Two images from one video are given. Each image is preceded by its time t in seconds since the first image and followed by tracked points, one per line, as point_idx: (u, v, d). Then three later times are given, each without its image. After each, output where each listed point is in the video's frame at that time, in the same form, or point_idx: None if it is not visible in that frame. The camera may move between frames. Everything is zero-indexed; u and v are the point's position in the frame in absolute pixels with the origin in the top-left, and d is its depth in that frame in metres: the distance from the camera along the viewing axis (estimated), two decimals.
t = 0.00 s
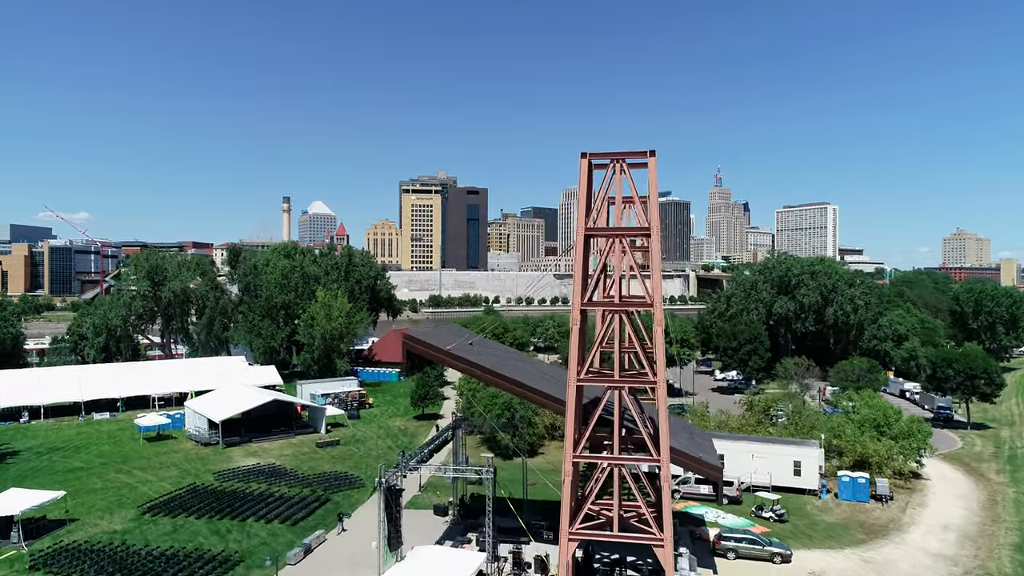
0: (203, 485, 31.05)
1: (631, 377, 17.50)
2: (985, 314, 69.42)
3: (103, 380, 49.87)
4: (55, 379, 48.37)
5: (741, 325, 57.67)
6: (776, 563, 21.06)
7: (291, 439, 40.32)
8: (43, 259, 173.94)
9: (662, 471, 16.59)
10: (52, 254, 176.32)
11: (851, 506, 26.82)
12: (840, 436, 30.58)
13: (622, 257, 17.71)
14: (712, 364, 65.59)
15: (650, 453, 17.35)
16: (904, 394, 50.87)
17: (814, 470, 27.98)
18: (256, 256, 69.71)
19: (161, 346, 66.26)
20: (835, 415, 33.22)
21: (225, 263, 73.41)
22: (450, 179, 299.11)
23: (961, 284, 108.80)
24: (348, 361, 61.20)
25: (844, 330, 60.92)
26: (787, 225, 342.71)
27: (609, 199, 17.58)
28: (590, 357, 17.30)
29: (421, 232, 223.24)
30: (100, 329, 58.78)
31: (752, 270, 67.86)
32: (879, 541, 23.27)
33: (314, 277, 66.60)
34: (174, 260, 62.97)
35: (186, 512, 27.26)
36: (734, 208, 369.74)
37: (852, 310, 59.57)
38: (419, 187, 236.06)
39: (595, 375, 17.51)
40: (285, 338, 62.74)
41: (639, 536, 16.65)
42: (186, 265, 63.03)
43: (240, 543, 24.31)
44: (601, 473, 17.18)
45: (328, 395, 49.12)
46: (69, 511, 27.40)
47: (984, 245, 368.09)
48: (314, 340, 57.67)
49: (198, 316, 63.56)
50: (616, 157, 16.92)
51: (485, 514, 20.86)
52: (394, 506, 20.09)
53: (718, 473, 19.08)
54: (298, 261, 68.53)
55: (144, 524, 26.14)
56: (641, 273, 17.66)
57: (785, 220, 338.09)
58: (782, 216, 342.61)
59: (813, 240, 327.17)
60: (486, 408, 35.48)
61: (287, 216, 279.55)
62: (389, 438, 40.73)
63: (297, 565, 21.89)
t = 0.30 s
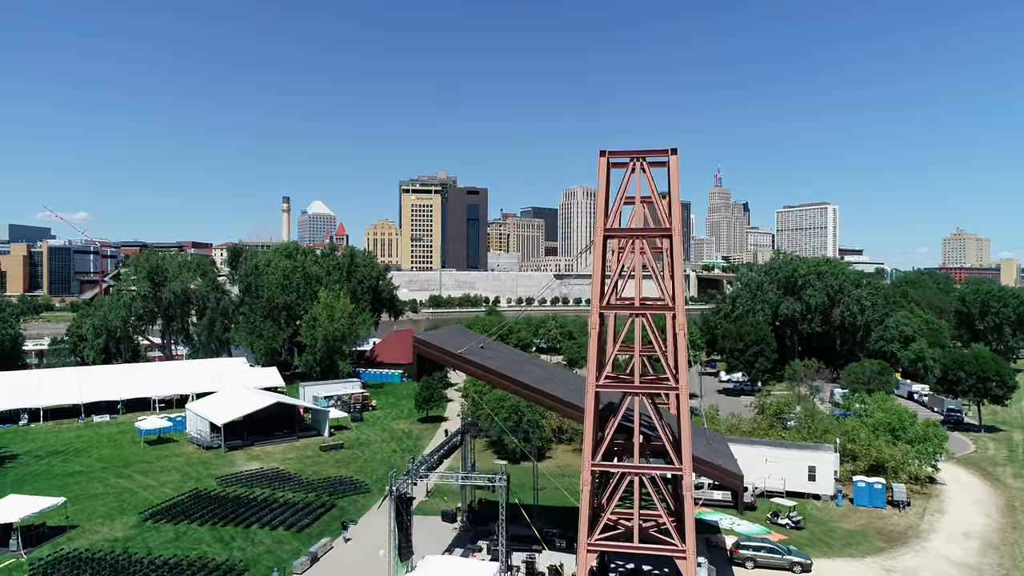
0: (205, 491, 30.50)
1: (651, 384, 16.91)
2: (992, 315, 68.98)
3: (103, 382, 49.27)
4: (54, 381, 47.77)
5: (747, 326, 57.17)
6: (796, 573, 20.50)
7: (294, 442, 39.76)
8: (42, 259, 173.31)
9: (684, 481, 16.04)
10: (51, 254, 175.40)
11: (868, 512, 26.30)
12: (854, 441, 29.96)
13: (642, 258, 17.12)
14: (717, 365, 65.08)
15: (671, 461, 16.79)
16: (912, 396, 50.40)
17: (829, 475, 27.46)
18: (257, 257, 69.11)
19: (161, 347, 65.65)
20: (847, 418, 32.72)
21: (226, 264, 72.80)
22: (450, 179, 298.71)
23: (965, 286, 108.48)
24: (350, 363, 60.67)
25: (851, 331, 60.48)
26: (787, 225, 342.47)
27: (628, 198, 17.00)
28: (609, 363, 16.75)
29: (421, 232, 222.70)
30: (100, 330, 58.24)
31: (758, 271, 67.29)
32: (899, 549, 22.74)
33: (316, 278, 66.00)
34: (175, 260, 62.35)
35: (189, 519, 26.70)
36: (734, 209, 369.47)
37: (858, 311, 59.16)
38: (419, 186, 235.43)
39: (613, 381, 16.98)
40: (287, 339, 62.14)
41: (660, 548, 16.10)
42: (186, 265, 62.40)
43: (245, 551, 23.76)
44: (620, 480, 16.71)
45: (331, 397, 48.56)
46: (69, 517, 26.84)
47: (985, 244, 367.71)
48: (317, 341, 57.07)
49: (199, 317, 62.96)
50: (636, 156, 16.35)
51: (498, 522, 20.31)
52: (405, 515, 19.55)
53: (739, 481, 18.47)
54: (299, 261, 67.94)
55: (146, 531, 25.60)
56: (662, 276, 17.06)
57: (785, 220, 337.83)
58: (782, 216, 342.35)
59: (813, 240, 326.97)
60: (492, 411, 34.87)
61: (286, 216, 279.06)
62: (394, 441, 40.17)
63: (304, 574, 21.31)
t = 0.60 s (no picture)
0: (208, 496, 29.93)
1: (673, 389, 16.26)
2: (999, 316, 68.51)
3: (103, 385, 48.65)
4: (54, 384, 47.19)
5: (753, 327, 56.68)
6: None
7: (297, 446, 39.19)
8: (40, 259, 172.69)
9: (709, 490, 15.46)
10: (49, 254, 174.63)
11: (885, 518, 25.79)
12: (869, 445, 29.37)
13: (662, 260, 16.51)
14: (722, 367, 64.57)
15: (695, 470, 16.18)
16: (920, 398, 49.91)
17: (845, 480, 26.92)
18: (258, 258, 68.53)
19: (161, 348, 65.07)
20: (859, 422, 32.18)
21: (227, 265, 72.25)
22: (450, 179, 298.12)
23: (969, 287, 108.12)
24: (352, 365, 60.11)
25: (858, 332, 59.98)
26: (788, 225, 342.17)
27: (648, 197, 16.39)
28: (629, 368, 16.14)
29: (421, 232, 222.04)
30: (99, 331, 57.64)
31: (762, 271, 66.74)
32: (920, 557, 22.21)
33: (317, 278, 65.37)
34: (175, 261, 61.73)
35: (191, 525, 26.13)
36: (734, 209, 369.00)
37: (865, 312, 58.76)
38: (419, 186, 234.77)
39: (634, 387, 16.37)
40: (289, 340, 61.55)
41: (683, 560, 15.54)
42: (187, 265, 61.78)
43: (249, 559, 23.18)
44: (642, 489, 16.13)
45: (333, 399, 48.00)
46: (69, 524, 26.24)
47: (985, 244, 367.48)
48: (319, 342, 56.46)
49: (199, 318, 62.36)
50: (656, 154, 15.76)
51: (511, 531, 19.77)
52: (416, 524, 19.04)
53: (761, 490, 17.85)
54: (301, 262, 67.32)
55: (148, 538, 25.02)
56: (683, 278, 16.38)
57: (785, 219, 337.67)
58: (783, 216, 342.05)
59: (813, 240, 326.71)
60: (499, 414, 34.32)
61: (286, 216, 278.61)
62: (398, 445, 39.60)
63: None
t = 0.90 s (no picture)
0: (210, 502, 29.36)
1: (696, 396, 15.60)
2: (1006, 317, 68.03)
3: (103, 387, 48.04)
4: (53, 386, 46.58)
5: (759, 328, 56.17)
6: None
7: (301, 449, 38.62)
8: (39, 259, 172.13)
9: (734, 501, 14.84)
10: (48, 254, 174.00)
11: (902, 525, 25.28)
12: (885, 450, 28.81)
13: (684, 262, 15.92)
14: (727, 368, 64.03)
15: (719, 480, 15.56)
16: (928, 401, 49.40)
17: (861, 486, 26.41)
18: (259, 258, 67.94)
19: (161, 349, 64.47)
20: (873, 426, 31.67)
21: (228, 265, 71.68)
22: (450, 178, 297.83)
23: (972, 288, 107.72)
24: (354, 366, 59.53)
25: (864, 333, 59.47)
26: (788, 225, 341.83)
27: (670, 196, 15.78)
28: (650, 374, 15.50)
29: (421, 232, 221.45)
30: (99, 332, 57.02)
31: (768, 272, 66.24)
32: (942, 565, 21.69)
33: (318, 279, 64.80)
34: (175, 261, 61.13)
35: (194, 533, 25.55)
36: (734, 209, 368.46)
37: (872, 313, 58.28)
38: (419, 186, 234.07)
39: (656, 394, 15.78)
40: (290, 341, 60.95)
41: (708, 573, 14.96)
42: (187, 265, 61.18)
43: (254, 567, 22.61)
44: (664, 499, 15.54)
45: (336, 401, 47.41)
46: (69, 531, 25.67)
47: (986, 243, 367.21)
48: (321, 344, 55.87)
49: (200, 319, 61.77)
50: (679, 152, 15.20)
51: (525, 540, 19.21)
52: (428, 533, 18.54)
53: (784, 499, 17.31)
54: (302, 263, 66.69)
55: (150, 546, 24.43)
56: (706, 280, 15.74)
57: (785, 220, 337.35)
58: (783, 216, 341.73)
59: (813, 240, 326.37)
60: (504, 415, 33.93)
61: (286, 216, 278.10)
62: (403, 448, 39.04)
63: None
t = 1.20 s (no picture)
0: (213, 508, 28.78)
1: (720, 403, 14.97)
2: (1013, 318, 67.56)
3: (102, 389, 47.39)
4: (52, 389, 45.95)
5: (765, 329, 55.66)
6: None
7: (304, 453, 38.03)
8: (39, 259, 171.60)
9: (761, 513, 14.26)
10: (47, 255, 173.46)
11: (921, 532, 24.75)
12: (901, 454, 28.27)
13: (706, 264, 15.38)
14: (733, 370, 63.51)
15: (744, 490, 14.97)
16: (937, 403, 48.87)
17: (877, 492, 25.87)
18: (260, 258, 67.35)
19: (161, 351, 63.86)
20: (887, 430, 31.16)
21: (228, 266, 71.09)
22: (450, 179, 297.36)
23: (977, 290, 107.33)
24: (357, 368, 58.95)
25: (871, 334, 58.97)
26: (788, 225, 341.53)
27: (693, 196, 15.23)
28: (672, 380, 14.86)
29: (421, 232, 220.86)
30: (99, 334, 56.36)
31: (774, 273, 65.77)
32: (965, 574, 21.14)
33: (321, 279, 64.23)
34: (176, 262, 60.54)
35: (197, 540, 24.97)
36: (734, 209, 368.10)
37: (879, 314, 57.85)
38: (419, 186, 233.44)
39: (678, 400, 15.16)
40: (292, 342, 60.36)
41: None
42: (188, 265, 60.61)
43: None
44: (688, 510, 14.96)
45: (339, 404, 46.83)
46: (69, 538, 25.09)
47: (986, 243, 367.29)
48: (323, 345, 55.27)
49: (201, 320, 61.16)
50: (704, 150, 14.67)
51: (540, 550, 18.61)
52: (440, 544, 18.00)
53: (807, 507, 16.77)
54: (303, 263, 66.10)
55: (152, 554, 23.87)
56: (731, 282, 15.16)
57: (786, 220, 337.03)
58: (783, 217, 341.36)
59: (813, 241, 326.03)
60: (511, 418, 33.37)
61: (286, 216, 277.87)
62: (408, 451, 38.47)
63: None
